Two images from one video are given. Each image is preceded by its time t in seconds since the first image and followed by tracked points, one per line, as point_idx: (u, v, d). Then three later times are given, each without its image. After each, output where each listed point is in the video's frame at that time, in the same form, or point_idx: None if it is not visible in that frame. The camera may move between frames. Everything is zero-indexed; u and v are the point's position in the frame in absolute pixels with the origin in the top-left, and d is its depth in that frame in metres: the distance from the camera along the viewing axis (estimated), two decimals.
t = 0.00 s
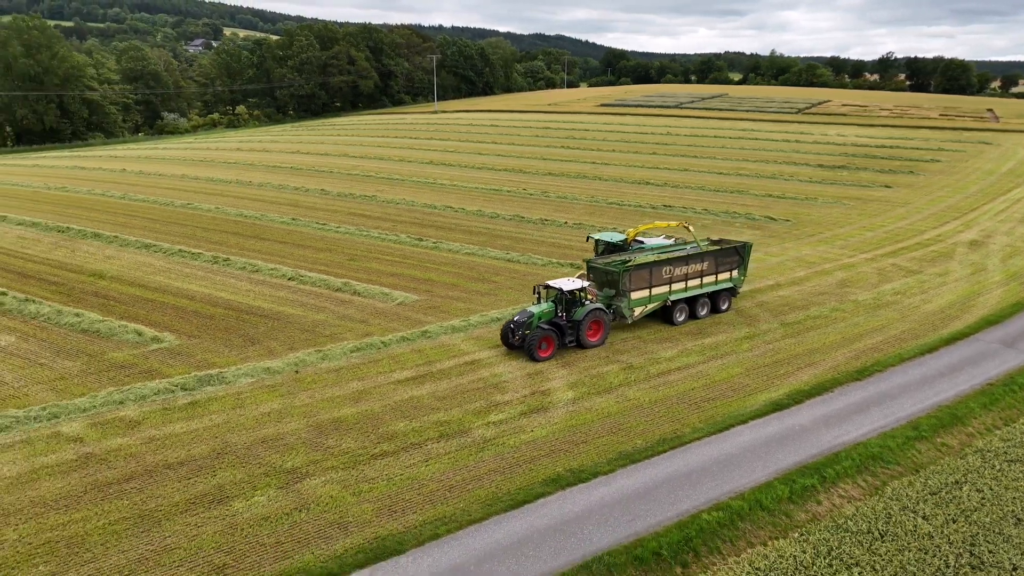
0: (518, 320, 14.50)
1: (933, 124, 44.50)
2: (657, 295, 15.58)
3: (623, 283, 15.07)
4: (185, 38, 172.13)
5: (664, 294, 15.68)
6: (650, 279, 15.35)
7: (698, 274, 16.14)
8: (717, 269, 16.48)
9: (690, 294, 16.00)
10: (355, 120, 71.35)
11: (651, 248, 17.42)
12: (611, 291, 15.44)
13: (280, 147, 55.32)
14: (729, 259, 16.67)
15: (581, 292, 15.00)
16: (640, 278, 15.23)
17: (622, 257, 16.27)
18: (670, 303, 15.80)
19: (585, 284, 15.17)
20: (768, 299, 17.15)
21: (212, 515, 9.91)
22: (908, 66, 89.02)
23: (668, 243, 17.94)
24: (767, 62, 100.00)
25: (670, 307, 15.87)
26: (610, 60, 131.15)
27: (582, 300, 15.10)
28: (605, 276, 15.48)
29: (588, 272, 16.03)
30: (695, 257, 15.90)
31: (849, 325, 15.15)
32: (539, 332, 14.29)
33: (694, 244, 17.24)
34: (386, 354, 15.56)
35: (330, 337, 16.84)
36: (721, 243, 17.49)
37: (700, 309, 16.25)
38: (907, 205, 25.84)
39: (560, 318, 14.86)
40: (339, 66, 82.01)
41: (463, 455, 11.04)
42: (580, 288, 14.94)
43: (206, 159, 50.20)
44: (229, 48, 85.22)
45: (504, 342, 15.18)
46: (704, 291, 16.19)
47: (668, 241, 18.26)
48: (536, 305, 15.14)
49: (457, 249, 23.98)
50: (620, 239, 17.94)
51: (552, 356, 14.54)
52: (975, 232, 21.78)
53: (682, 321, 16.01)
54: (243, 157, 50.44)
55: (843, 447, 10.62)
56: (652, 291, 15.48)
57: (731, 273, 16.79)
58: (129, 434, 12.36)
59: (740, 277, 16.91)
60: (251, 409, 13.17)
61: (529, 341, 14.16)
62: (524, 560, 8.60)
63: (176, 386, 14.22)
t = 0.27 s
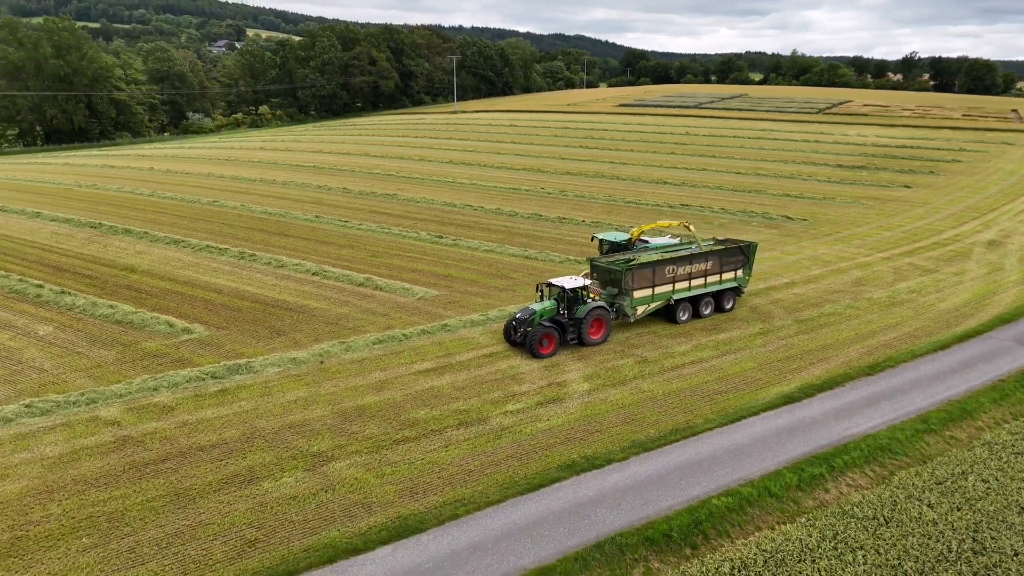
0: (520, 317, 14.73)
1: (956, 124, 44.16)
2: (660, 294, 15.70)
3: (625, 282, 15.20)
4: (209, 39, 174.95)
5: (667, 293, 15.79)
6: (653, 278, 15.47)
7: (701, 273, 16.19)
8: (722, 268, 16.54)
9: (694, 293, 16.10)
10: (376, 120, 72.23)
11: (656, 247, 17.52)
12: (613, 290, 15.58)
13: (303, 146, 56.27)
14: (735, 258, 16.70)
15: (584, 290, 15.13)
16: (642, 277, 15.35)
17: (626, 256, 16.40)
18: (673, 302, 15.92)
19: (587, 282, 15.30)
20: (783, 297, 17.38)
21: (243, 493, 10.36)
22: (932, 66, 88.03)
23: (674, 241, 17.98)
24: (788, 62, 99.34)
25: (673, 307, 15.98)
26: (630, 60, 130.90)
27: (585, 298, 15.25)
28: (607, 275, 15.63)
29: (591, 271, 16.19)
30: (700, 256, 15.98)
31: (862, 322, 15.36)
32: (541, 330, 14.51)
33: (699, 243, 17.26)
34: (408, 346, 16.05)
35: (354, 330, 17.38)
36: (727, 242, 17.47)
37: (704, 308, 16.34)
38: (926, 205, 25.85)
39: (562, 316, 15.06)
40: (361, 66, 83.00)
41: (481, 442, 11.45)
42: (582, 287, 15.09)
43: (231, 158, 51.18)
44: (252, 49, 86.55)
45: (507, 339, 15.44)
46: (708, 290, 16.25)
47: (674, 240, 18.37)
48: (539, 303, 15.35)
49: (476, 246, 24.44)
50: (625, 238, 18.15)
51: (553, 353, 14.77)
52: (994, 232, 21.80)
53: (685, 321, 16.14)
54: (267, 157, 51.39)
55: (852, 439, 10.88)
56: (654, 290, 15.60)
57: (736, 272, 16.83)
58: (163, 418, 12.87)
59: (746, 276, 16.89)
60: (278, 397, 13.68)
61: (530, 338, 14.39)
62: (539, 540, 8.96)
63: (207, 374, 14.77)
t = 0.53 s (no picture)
0: (517, 314, 14.95)
1: (971, 125, 44.00)
2: (657, 293, 15.95)
3: (623, 280, 15.48)
4: (226, 39, 176.95)
5: (664, 292, 16.05)
6: (650, 277, 15.72)
7: (699, 272, 16.45)
8: (719, 267, 16.76)
9: (692, 292, 16.33)
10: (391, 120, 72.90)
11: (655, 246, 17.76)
12: (611, 288, 15.86)
13: (319, 146, 57.01)
14: (732, 258, 16.92)
15: (581, 287, 15.31)
16: (640, 275, 15.62)
17: (625, 255, 16.68)
18: (671, 301, 16.16)
19: (586, 280, 15.47)
20: (792, 294, 17.64)
21: (267, 475, 10.80)
22: (949, 66, 87.36)
23: (673, 241, 18.26)
24: (803, 62, 98.91)
25: (670, 305, 16.21)
26: (644, 60, 130.73)
27: (582, 295, 15.46)
28: (605, 273, 15.91)
29: (589, 270, 16.46)
30: (697, 255, 16.22)
31: (869, 319, 15.61)
32: (537, 327, 14.77)
33: (697, 243, 17.53)
34: (423, 339, 16.51)
35: (370, 324, 17.87)
36: (726, 242, 17.73)
37: (701, 307, 16.54)
38: (938, 205, 25.95)
39: (559, 313, 15.29)
40: (376, 66, 83.76)
41: (494, 430, 11.85)
42: (579, 285, 15.26)
43: (248, 157, 51.98)
44: (269, 49, 87.56)
45: (505, 335, 15.72)
46: (705, 289, 16.49)
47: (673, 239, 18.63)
48: (536, 300, 15.56)
49: (490, 243, 24.87)
50: (623, 238, 18.50)
51: (549, 350, 15.05)
52: (1005, 233, 21.94)
53: (683, 319, 16.36)
54: (284, 155, 52.13)
55: (854, 430, 11.18)
56: (652, 289, 15.86)
57: (734, 271, 17.04)
58: (189, 405, 13.36)
59: (744, 275, 17.13)
60: (298, 386, 14.15)
61: (526, 335, 14.66)
62: (549, 520, 9.35)
63: (230, 364, 15.28)
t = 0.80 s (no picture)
0: (506, 311, 15.23)
1: (974, 125, 44.24)
2: (646, 291, 16.20)
3: (611, 278, 15.71)
4: (233, 40, 178.12)
5: (653, 289, 16.29)
6: (639, 275, 15.96)
7: (688, 271, 16.69)
8: (709, 266, 17.02)
9: (681, 290, 16.59)
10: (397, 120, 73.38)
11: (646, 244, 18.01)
12: (600, 286, 16.09)
13: (326, 145, 57.52)
14: (722, 257, 17.16)
15: (569, 285, 15.62)
16: (629, 273, 15.86)
17: (614, 253, 16.91)
18: (660, 299, 16.41)
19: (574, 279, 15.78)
20: (790, 290, 17.96)
21: (280, 461, 11.22)
22: (954, 66, 87.46)
23: (663, 239, 18.49)
24: (808, 63, 99.02)
25: (659, 303, 16.48)
26: (649, 60, 130.93)
27: (570, 293, 15.75)
28: (595, 271, 16.15)
29: (579, 268, 16.70)
30: (685, 254, 16.46)
31: (866, 314, 15.96)
32: (526, 323, 15.02)
33: (687, 242, 17.76)
34: (430, 332, 16.92)
35: (378, 318, 18.30)
36: (716, 241, 17.96)
37: (690, 305, 16.82)
38: (938, 204, 26.26)
39: (547, 311, 15.56)
40: (381, 67, 84.29)
41: (498, 419, 12.26)
42: (567, 283, 15.57)
43: (256, 156, 52.52)
44: (276, 49, 88.12)
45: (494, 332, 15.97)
46: (695, 288, 16.75)
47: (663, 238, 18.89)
48: (526, 298, 15.85)
49: (494, 241, 25.28)
50: (614, 237, 18.75)
51: (537, 347, 15.28)
52: (1004, 232, 22.27)
53: (671, 317, 16.63)
54: (291, 155, 52.66)
55: (847, 419, 11.56)
56: (640, 286, 16.10)
57: (723, 270, 17.30)
58: (203, 395, 13.80)
59: (733, 274, 17.38)
60: (309, 377, 14.58)
61: (516, 331, 14.89)
62: (551, 503, 9.75)
63: (242, 356, 15.73)
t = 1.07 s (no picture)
0: (491, 307, 15.44)
1: (972, 124, 44.58)
2: (631, 289, 16.44)
3: (596, 276, 15.95)
4: (234, 39, 178.60)
5: (638, 287, 16.54)
6: (623, 272, 16.19)
7: (673, 268, 16.93)
8: (694, 263, 17.26)
9: (666, 287, 16.83)
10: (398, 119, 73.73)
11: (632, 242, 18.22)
12: (585, 283, 16.32)
13: (329, 144, 57.93)
14: (707, 255, 17.40)
15: (554, 282, 15.85)
16: (613, 271, 16.09)
17: (600, 251, 17.14)
18: (645, 296, 16.64)
19: (559, 276, 16.02)
20: (786, 286, 18.34)
21: (288, 447, 11.62)
22: (954, 66, 87.80)
23: (650, 237, 18.74)
24: (809, 63, 99.30)
25: (644, 300, 16.72)
26: (650, 60, 131.15)
27: (556, 290, 15.98)
28: (580, 269, 16.39)
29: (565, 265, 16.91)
30: (671, 252, 16.68)
31: (859, 309, 16.33)
32: (511, 319, 15.23)
33: (673, 239, 17.99)
34: (432, 326, 17.31)
35: (382, 312, 18.69)
36: (702, 239, 18.20)
37: (675, 302, 17.07)
38: (934, 202, 26.63)
39: (533, 307, 15.76)
40: (383, 67, 84.66)
41: (499, 408, 12.63)
42: (553, 280, 15.77)
43: (259, 155, 52.93)
44: (278, 49, 88.55)
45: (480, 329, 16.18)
46: (680, 285, 16.99)
47: (650, 237, 19.15)
48: (512, 295, 16.06)
49: (495, 238, 25.66)
50: (600, 236, 18.85)
51: (523, 343, 15.48)
52: (998, 229, 22.64)
53: (656, 314, 16.89)
54: (294, 154, 53.08)
55: (837, 408, 11.95)
56: (625, 284, 16.34)
57: (709, 268, 17.55)
58: (212, 385, 14.20)
59: (718, 271, 17.63)
60: (315, 368, 14.98)
61: (501, 327, 15.10)
62: (550, 486, 10.14)
63: (249, 349, 16.12)
